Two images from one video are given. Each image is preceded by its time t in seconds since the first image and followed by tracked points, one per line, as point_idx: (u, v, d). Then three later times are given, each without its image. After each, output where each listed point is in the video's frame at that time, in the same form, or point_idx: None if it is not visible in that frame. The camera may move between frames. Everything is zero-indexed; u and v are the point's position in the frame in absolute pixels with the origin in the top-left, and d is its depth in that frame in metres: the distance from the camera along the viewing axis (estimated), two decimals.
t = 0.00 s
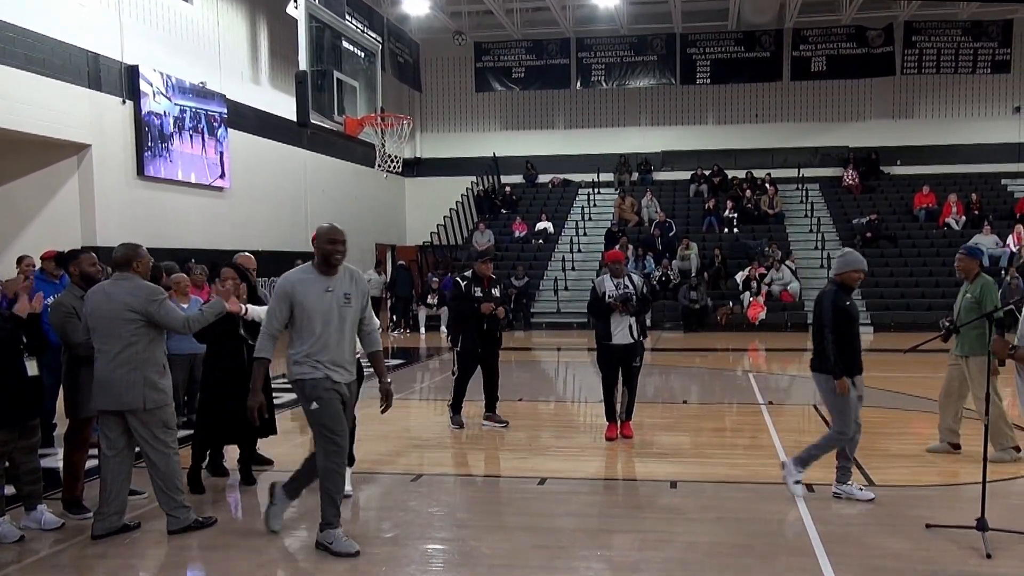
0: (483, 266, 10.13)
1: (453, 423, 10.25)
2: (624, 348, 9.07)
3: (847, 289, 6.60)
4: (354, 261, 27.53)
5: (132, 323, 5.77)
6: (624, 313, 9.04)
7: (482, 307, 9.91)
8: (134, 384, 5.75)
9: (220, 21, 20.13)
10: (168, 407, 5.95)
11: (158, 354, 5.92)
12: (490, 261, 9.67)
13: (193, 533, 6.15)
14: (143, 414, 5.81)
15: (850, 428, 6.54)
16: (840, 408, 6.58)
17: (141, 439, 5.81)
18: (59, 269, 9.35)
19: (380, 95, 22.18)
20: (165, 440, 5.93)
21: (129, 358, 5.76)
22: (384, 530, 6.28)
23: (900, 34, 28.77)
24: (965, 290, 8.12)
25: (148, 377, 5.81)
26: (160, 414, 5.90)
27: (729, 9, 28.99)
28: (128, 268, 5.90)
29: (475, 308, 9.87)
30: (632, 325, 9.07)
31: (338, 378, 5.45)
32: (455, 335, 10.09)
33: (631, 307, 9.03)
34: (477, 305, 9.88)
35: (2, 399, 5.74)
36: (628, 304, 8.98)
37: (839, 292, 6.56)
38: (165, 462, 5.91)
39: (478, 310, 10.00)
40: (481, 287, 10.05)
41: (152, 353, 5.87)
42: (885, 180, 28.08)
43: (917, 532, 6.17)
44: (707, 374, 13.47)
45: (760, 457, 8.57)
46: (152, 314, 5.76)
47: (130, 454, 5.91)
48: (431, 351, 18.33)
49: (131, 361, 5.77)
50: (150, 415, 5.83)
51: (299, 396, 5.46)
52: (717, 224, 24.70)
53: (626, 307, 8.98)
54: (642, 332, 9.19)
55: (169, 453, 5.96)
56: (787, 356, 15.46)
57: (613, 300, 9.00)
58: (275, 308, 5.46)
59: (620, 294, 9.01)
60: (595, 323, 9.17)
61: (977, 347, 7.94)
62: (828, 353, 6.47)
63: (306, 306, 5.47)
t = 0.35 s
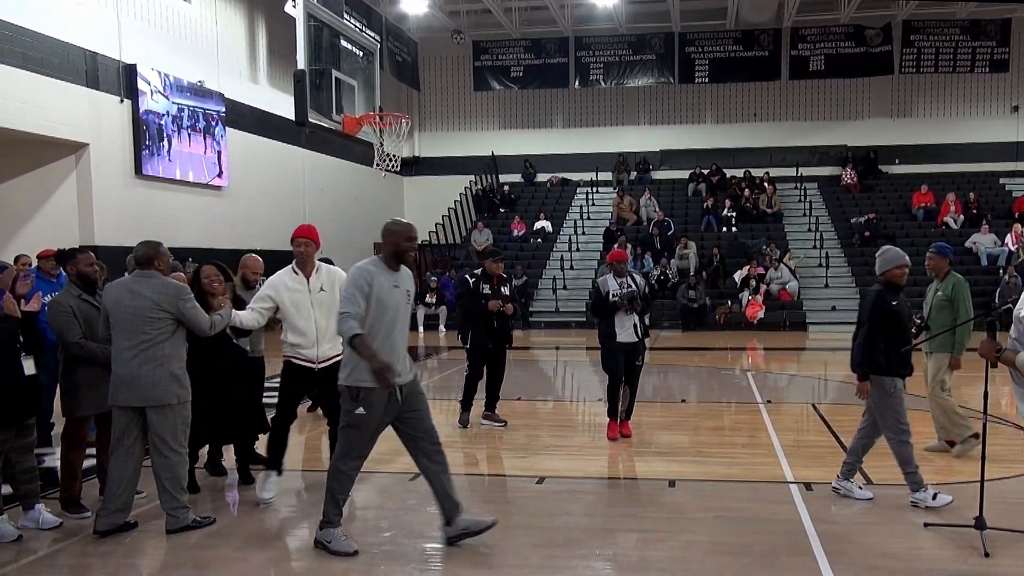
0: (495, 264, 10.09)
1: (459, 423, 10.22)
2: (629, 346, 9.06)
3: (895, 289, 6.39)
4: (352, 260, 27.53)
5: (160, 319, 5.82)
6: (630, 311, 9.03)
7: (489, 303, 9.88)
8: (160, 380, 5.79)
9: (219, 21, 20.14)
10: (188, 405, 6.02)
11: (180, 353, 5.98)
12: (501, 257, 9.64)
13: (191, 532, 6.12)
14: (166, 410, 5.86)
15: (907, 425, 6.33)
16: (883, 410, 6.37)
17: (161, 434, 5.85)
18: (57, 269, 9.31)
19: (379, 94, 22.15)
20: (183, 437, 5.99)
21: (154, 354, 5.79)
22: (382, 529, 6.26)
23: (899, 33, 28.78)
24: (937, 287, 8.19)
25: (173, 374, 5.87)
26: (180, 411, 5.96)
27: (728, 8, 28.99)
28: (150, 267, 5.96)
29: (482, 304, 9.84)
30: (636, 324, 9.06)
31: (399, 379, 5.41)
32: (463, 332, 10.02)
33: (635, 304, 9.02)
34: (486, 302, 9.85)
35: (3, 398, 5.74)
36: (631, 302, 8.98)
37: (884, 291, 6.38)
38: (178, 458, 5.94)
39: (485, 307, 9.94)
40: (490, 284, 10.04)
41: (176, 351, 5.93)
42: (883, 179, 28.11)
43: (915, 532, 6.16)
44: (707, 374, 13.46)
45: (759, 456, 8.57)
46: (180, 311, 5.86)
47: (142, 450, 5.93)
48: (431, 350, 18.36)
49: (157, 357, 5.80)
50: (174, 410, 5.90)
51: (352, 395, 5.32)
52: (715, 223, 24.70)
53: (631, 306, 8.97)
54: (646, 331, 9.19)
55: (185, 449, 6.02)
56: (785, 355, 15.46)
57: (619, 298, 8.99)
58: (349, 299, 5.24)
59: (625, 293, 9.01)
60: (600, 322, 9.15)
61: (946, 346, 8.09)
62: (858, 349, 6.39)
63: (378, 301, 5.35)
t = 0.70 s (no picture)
0: (484, 265, 10.10)
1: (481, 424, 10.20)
2: (613, 345, 9.06)
3: (928, 285, 6.27)
4: (337, 259, 27.37)
5: (163, 318, 5.89)
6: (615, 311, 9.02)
7: (481, 304, 9.86)
8: (160, 380, 5.83)
9: (202, 18, 19.95)
10: (187, 407, 6.01)
11: (183, 354, 6.01)
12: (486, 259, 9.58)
13: (175, 533, 6.04)
14: (162, 411, 5.87)
15: (923, 437, 6.32)
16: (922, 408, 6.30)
17: (156, 435, 5.87)
18: (38, 268, 9.18)
19: (364, 92, 22.02)
20: (178, 438, 5.99)
21: (155, 353, 5.85)
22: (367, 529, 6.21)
23: (882, 33, 28.97)
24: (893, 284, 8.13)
25: (172, 374, 5.88)
26: (178, 412, 5.96)
27: (713, 7, 29.05)
28: (162, 266, 6.11)
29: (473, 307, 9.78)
30: (622, 323, 9.07)
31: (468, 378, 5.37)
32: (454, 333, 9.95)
33: (620, 304, 8.99)
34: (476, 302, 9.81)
35: None
36: (617, 301, 8.96)
37: (917, 292, 6.26)
38: (173, 458, 5.94)
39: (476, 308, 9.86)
40: (482, 286, 10.07)
41: (178, 352, 5.96)
42: (867, 178, 28.30)
43: (900, 529, 6.19)
44: (693, 372, 13.48)
45: (743, 454, 8.58)
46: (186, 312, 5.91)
47: (139, 447, 5.99)
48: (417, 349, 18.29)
49: (158, 356, 5.85)
50: (170, 411, 5.90)
51: (436, 395, 5.23)
52: (701, 222, 24.77)
53: (616, 305, 8.95)
54: (630, 331, 9.23)
55: (180, 450, 6.02)
56: (770, 354, 15.51)
57: (605, 297, 8.95)
58: (430, 296, 5.18)
59: (610, 292, 8.97)
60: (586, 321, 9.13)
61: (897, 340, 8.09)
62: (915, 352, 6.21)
63: (449, 302, 5.28)
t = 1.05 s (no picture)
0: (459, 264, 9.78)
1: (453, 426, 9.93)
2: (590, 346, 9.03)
3: (952, 288, 6.12)
4: (314, 259, 27.13)
5: (147, 316, 5.79)
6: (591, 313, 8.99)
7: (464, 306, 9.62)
8: (142, 378, 5.72)
9: (176, 16, 19.69)
10: (167, 407, 5.88)
11: (168, 353, 5.91)
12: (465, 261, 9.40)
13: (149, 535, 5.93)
14: (143, 410, 5.76)
15: (934, 436, 6.32)
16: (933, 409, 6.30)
17: (135, 435, 5.74)
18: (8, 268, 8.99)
19: (340, 91, 21.86)
20: (159, 439, 5.87)
21: (138, 351, 5.76)
22: (346, 530, 6.14)
23: (857, 34, 29.29)
24: (848, 284, 8.31)
25: (155, 373, 5.78)
26: (159, 412, 5.84)
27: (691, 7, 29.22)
28: (151, 265, 6.02)
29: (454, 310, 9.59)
30: (598, 325, 9.05)
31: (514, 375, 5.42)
32: (433, 336, 9.78)
33: (596, 304, 8.97)
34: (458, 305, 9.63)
35: None
36: (593, 303, 8.93)
37: (938, 291, 6.13)
38: (151, 460, 5.80)
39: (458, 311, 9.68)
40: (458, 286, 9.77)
41: (163, 351, 5.86)
42: (842, 178, 28.58)
43: (877, 525, 6.23)
44: (672, 371, 13.51)
45: (722, 452, 8.60)
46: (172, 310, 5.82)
47: (115, 447, 5.85)
48: (397, 350, 18.20)
49: (141, 354, 5.76)
50: (149, 411, 5.78)
51: (493, 393, 5.28)
52: (679, 221, 24.87)
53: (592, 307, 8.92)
54: (606, 331, 9.19)
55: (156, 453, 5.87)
56: (747, 352, 15.60)
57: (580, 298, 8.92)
58: (473, 297, 5.20)
59: (585, 292, 8.97)
60: (562, 322, 9.10)
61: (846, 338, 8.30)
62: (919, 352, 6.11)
63: (492, 300, 5.32)
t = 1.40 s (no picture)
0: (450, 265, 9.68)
1: (446, 427, 9.84)
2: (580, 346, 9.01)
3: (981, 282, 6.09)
4: (308, 260, 27.05)
5: (128, 322, 5.75)
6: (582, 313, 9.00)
7: (454, 306, 9.57)
8: (122, 383, 5.67)
9: (168, 16, 19.64)
10: (154, 410, 5.84)
11: (152, 359, 5.85)
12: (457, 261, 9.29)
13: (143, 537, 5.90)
14: (128, 415, 5.71)
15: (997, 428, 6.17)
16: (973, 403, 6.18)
17: (125, 439, 5.71)
18: None
19: (333, 91, 21.82)
20: (148, 442, 5.83)
21: (121, 356, 5.72)
22: (341, 531, 6.12)
23: (850, 34, 29.40)
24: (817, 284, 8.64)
25: (137, 377, 5.72)
26: (147, 416, 5.81)
27: (684, 7, 29.26)
28: (137, 267, 5.94)
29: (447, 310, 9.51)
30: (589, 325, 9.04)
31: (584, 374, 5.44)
32: (427, 338, 9.70)
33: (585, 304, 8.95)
34: (451, 303, 9.55)
35: None
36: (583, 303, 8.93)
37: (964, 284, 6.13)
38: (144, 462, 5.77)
39: (450, 311, 9.62)
40: (449, 286, 9.67)
41: (145, 356, 5.80)
42: (835, 178, 28.65)
43: (871, 524, 6.25)
44: (665, 371, 13.52)
45: (716, 452, 8.61)
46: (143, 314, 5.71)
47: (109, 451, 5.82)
48: (391, 350, 18.15)
49: (122, 359, 5.72)
50: (134, 416, 5.73)
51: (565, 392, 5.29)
52: (673, 220, 24.89)
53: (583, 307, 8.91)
54: (597, 331, 9.15)
55: (148, 455, 5.84)
56: (741, 352, 15.63)
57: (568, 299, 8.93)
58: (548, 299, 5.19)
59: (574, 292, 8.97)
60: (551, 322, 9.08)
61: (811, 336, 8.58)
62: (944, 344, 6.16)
63: (563, 300, 5.31)
